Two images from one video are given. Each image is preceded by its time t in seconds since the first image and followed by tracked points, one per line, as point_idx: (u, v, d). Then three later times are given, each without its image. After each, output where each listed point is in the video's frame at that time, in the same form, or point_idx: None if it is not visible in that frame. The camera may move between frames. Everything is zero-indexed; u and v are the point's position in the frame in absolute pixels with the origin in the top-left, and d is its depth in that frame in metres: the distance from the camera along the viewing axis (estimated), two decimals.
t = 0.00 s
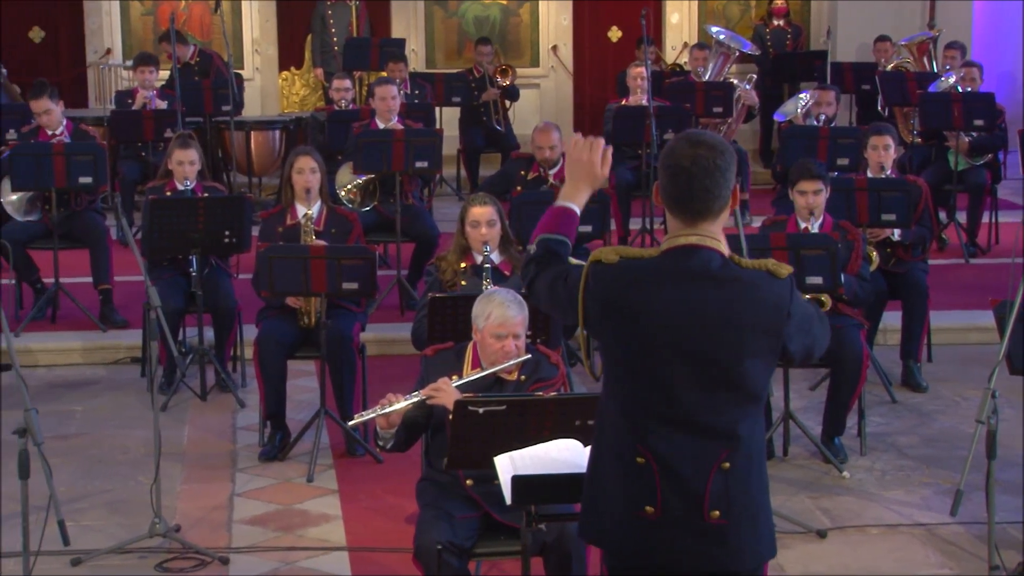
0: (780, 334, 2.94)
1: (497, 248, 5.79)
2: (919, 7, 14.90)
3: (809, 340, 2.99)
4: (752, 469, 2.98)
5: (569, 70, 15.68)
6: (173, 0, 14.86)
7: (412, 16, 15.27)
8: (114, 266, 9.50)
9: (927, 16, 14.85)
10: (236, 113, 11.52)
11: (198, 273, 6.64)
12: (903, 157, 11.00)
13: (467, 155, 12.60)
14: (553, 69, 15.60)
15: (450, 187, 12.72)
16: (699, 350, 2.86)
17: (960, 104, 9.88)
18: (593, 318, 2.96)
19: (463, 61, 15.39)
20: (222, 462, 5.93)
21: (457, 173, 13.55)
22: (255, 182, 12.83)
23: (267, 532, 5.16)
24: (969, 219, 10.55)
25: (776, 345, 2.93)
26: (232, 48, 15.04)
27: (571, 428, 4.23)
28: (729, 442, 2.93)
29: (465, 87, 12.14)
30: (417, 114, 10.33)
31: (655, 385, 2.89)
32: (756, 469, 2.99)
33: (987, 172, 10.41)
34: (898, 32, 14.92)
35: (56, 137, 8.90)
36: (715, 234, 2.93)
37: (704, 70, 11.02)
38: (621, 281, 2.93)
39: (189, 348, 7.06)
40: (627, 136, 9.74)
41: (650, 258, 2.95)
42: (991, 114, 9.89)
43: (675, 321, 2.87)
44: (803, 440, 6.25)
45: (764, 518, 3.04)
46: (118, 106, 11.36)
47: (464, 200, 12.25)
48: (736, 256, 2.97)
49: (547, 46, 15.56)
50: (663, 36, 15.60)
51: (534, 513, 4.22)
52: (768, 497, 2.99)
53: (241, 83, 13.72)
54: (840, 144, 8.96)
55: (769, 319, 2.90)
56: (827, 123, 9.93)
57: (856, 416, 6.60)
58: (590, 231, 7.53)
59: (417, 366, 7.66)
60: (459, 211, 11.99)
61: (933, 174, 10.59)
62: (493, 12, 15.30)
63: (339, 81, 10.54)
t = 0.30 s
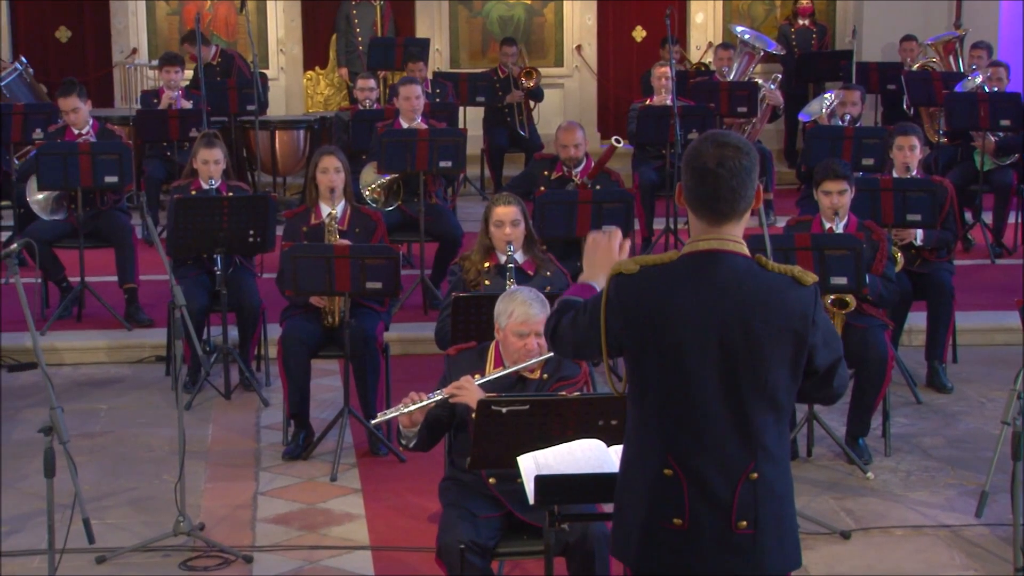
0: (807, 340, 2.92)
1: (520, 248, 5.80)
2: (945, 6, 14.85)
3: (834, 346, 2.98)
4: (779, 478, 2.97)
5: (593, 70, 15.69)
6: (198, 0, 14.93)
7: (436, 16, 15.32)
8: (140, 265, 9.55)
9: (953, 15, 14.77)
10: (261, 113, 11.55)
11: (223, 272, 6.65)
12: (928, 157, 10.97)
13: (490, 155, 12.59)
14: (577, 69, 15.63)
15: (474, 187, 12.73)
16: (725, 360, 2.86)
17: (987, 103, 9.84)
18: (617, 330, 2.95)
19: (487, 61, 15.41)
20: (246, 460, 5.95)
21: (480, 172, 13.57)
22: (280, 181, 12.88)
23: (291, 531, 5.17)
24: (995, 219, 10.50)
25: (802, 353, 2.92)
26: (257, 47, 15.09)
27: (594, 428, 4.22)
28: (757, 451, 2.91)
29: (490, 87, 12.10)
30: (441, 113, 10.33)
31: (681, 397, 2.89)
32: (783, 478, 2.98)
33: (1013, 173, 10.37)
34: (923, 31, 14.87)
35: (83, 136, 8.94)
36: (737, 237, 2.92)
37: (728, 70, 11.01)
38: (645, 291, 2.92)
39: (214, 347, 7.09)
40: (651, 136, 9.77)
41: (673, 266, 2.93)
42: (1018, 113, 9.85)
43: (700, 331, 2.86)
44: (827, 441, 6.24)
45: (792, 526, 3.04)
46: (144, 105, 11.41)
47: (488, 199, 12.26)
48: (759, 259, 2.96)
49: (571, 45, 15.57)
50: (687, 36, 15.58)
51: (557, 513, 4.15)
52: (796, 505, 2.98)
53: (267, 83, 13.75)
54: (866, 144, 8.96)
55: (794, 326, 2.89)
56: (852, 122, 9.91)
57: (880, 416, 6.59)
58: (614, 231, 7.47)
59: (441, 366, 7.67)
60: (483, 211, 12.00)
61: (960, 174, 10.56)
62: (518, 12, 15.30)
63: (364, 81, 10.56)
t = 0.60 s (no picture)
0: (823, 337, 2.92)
1: (535, 248, 5.81)
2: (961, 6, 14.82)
3: (849, 342, 2.97)
4: (796, 475, 2.97)
5: (609, 70, 15.74)
6: None
7: (452, 16, 15.39)
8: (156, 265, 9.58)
9: (970, 15, 14.73)
10: (276, 113, 11.59)
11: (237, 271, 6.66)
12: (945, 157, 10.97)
13: (505, 155, 12.61)
14: (593, 69, 15.67)
15: (489, 186, 12.76)
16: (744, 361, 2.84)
17: (1003, 103, 9.81)
18: (633, 334, 2.92)
19: (503, 61, 15.49)
20: (261, 460, 5.96)
21: (495, 172, 13.59)
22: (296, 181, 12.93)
23: (306, 530, 5.18)
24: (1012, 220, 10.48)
25: (818, 351, 2.92)
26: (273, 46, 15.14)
27: (609, 429, 4.19)
28: (775, 451, 2.91)
29: (505, 87, 12.15)
30: (456, 113, 10.34)
31: (700, 399, 2.87)
32: (800, 474, 2.98)
33: None
34: (940, 30, 14.83)
35: (100, 136, 8.99)
36: (753, 236, 2.90)
37: (744, 70, 11.00)
38: (661, 293, 2.89)
39: (229, 346, 7.10)
40: (666, 136, 9.76)
41: (689, 267, 2.90)
42: None
43: (718, 333, 2.84)
44: (843, 442, 6.23)
45: (807, 521, 3.04)
46: (161, 104, 11.45)
47: (503, 199, 12.28)
48: (773, 257, 2.94)
49: (587, 45, 15.60)
50: (703, 35, 15.58)
51: (571, 513, 4.16)
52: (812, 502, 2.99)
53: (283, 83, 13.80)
54: (881, 144, 8.95)
55: (811, 324, 2.88)
56: (867, 123, 9.89)
57: (896, 417, 6.58)
58: (630, 232, 7.49)
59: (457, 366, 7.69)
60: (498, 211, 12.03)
61: (977, 174, 10.55)
62: (534, 12, 15.37)
63: (380, 80, 10.57)
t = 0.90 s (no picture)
0: (849, 323, 2.91)
1: (555, 248, 5.81)
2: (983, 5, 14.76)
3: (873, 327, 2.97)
4: (825, 462, 2.97)
5: (629, 69, 15.73)
6: None
7: (472, 16, 15.40)
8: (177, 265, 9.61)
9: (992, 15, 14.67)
10: (297, 113, 11.60)
11: (258, 270, 6.68)
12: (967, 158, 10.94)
13: (525, 155, 12.62)
14: (613, 69, 15.68)
15: (509, 186, 12.77)
16: (770, 354, 2.84)
17: None
18: (658, 334, 2.91)
19: (524, 61, 15.51)
20: (281, 459, 5.97)
21: (515, 172, 13.60)
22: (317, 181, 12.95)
23: (326, 530, 5.19)
24: None
25: (843, 338, 2.91)
26: (293, 46, 15.18)
27: (629, 428, 4.19)
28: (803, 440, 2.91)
29: (526, 87, 12.16)
30: (476, 113, 10.35)
31: (727, 393, 2.87)
32: (829, 461, 2.98)
33: None
34: (962, 30, 14.77)
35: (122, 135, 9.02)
36: (777, 232, 2.89)
37: (764, 70, 10.97)
38: (685, 292, 2.88)
39: (250, 345, 7.12)
40: (686, 136, 9.77)
41: (712, 264, 2.89)
42: None
43: (745, 327, 2.84)
44: (863, 443, 6.22)
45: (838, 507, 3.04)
46: (182, 105, 11.47)
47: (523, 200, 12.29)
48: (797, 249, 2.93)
49: (607, 45, 15.60)
50: (723, 36, 15.56)
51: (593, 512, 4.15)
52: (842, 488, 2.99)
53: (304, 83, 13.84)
54: (903, 144, 8.92)
55: (837, 310, 2.87)
56: (889, 123, 9.86)
57: (917, 418, 6.57)
58: (649, 232, 7.48)
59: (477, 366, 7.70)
60: (518, 211, 12.03)
61: (999, 175, 10.52)
62: (554, 12, 15.37)
63: (400, 81, 10.56)
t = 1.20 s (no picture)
0: (876, 320, 2.91)
1: (574, 249, 5.81)
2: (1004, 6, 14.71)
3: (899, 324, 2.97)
4: (851, 459, 2.97)
5: (648, 70, 15.71)
6: (255, 1, 15.09)
7: (491, 16, 15.40)
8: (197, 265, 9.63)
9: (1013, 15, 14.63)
10: (316, 113, 11.62)
11: (277, 270, 6.69)
12: (987, 159, 10.90)
13: (544, 155, 12.62)
14: (632, 70, 15.67)
15: (528, 187, 12.78)
16: (798, 352, 2.84)
17: None
18: (685, 334, 2.90)
19: (543, 62, 15.50)
20: (300, 459, 5.98)
21: (534, 172, 13.61)
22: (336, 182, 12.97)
23: (345, 529, 5.20)
24: None
25: (871, 335, 2.91)
26: (312, 47, 15.21)
27: (648, 429, 4.18)
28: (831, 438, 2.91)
29: (544, 87, 12.17)
30: (495, 113, 10.36)
31: (755, 392, 2.87)
32: (855, 458, 2.98)
33: None
34: (983, 30, 14.73)
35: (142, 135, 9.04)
36: (804, 232, 2.88)
37: (784, 71, 10.95)
38: (713, 291, 2.87)
39: (269, 345, 7.14)
40: (705, 137, 9.76)
41: (739, 263, 2.89)
42: None
43: (773, 325, 2.83)
44: (882, 444, 6.21)
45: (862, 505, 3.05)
46: (201, 105, 11.50)
47: (542, 200, 12.29)
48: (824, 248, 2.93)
49: (626, 45, 15.59)
50: (743, 36, 15.55)
51: (611, 513, 4.11)
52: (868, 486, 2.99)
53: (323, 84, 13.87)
54: (922, 145, 8.91)
55: (865, 307, 2.87)
56: (909, 124, 9.83)
57: (937, 419, 6.55)
58: (667, 232, 7.48)
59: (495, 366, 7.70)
60: (536, 212, 12.04)
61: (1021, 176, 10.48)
62: (573, 12, 15.38)
63: (419, 81, 10.56)
